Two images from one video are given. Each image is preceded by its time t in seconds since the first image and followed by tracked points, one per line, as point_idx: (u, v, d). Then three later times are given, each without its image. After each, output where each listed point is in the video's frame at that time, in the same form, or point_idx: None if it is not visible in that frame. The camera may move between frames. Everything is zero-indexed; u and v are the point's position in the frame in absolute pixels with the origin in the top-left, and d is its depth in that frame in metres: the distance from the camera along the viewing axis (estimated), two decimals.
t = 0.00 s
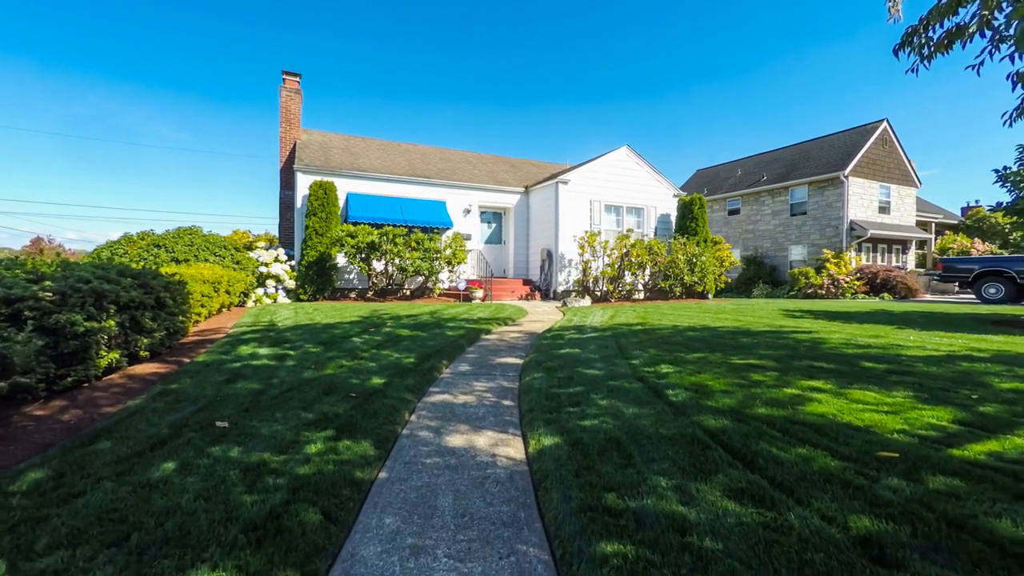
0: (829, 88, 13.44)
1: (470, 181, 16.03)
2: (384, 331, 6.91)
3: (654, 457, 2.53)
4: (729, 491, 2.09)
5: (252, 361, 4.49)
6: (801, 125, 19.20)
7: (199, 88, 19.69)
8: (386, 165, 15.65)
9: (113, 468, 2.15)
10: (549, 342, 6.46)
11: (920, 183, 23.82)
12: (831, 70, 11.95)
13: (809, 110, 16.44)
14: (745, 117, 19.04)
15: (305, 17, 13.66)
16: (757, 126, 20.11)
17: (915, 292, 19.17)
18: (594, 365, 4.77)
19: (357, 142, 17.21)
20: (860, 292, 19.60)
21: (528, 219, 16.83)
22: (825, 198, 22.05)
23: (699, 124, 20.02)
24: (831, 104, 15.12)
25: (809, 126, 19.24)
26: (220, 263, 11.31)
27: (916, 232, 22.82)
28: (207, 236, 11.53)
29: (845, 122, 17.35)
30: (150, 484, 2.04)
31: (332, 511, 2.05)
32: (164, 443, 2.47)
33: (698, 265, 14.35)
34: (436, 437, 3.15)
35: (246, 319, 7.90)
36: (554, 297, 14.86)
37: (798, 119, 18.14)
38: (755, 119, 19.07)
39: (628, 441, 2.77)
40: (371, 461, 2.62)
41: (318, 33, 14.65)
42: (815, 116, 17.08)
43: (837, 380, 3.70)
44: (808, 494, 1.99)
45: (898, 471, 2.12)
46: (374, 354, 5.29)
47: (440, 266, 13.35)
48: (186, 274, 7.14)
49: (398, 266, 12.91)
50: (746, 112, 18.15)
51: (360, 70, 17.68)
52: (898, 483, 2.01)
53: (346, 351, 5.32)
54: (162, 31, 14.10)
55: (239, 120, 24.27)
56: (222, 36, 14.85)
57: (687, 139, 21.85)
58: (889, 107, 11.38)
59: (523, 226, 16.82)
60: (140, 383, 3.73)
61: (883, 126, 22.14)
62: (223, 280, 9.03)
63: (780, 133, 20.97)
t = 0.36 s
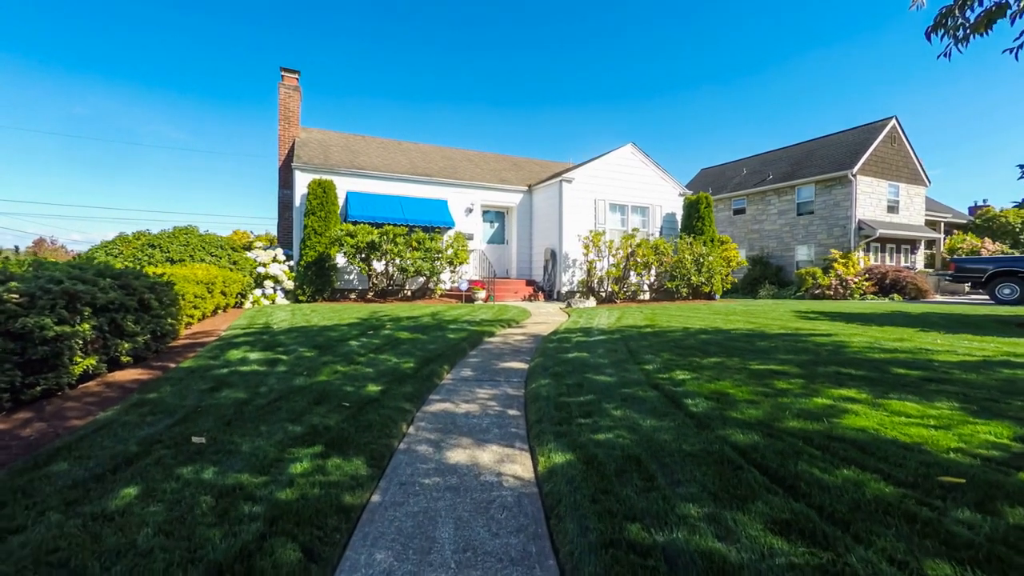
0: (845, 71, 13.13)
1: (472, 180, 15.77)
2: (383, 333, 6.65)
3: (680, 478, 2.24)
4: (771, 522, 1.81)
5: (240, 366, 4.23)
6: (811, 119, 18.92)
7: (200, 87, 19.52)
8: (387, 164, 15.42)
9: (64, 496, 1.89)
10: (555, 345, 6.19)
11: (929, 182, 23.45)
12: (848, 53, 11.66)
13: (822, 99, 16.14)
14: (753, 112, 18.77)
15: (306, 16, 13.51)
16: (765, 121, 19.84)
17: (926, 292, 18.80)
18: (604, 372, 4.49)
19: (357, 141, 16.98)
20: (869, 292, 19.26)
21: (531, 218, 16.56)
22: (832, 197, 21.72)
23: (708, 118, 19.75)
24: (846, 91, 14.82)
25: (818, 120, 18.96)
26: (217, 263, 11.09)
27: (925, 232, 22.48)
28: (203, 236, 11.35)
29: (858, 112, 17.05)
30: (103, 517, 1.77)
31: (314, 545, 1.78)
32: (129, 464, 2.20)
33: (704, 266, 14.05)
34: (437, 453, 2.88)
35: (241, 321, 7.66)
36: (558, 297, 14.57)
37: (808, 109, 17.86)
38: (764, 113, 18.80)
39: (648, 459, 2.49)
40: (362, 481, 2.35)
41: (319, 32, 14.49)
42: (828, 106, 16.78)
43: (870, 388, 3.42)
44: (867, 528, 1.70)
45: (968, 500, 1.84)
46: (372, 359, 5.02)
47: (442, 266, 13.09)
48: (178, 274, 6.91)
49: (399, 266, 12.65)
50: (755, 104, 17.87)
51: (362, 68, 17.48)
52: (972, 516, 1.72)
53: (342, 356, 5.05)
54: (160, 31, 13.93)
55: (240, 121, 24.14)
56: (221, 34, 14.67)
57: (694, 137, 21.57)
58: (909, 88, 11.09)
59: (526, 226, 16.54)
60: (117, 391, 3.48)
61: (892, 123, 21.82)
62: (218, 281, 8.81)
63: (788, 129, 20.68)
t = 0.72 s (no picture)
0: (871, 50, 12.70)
1: (474, 178, 15.54)
2: (383, 336, 6.39)
3: (713, 507, 1.96)
4: (829, 568, 1.53)
5: (230, 373, 3.98)
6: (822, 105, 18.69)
7: (201, 81, 19.35)
8: (389, 162, 15.20)
9: (4, 535, 1.63)
10: (562, 349, 5.92)
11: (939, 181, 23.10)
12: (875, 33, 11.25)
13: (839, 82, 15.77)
14: (760, 96, 18.61)
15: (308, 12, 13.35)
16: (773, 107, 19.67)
17: (937, 292, 18.46)
18: (616, 379, 4.24)
19: (358, 139, 16.77)
20: (878, 293, 18.91)
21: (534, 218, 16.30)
22: (840, 196, 21.40)
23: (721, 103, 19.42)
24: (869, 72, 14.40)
25: (829, 105, 18.71)
26: (214, 264, 10.87)
27: (935, 231, 22.13)
28: (201, 236, 11.16)
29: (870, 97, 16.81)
30: (44, 563, 1.51)
31: None
32: (88, 491, 1.95)
33: (712, 265, 13.75)
34: (438, 472, 2.62)
35: (236, 324, 7.43)
36: (562, 298, 14.30)
37: (820, 93, 17.61)
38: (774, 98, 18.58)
39: (673, 482, 2.22)
40: (354, 508, 2.09)
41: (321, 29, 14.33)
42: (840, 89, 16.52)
43: (910, 399, 3.14)
44: None
45: None
46: (371, 364, 4.77)
47: (444, 266, 12.86)
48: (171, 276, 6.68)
49: (400, 266, 12.40)
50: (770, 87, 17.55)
51: (365, 59, 17.31)
52: None
53: (339, 361, 4.78)
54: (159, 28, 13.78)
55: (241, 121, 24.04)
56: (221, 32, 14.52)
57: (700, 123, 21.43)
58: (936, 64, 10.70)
59: (529, 226, 16.28)
60: (94, 401, 3.24)
61: (901, 121, 21.52)
62: (214, 282, 8.60)
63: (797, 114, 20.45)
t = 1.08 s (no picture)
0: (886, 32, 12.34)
1: (476, 177, 15.29)
2: (382, 340, 6.14)
3: (756, 545, 1.69)
4: None
5: (216, 381, 3.72)
6: (835, 92, 18.38)
7: (201, 80, 19.11)
8: (389, 160, 14.95)
9: None
10: (569, 353, 5.66)
11: (947, 179, 22.79)
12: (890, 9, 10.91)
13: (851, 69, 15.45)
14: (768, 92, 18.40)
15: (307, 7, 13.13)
16: (784, 99, 19.36)
17: (947, 292, 18.14)
18: (628, 386, 3.98)
19: (359, 137, 16.53)
20: (887, 293, 18.59)
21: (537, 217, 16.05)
22: (847, 194, 21.12)
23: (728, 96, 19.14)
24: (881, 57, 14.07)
25: (843, 93, 18.38)
26: (210, 264, 10.65)
27: (944, 230, 21.81)
28: (197, 235, 10.87)
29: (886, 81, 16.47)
30: None
31: None
32: (33, 530, 1.69)
33: (719, 265, 13.47)
34: (438, 496, 2.35)
35: (230, 326, 7.18)
36: (566, 299, 14.05)
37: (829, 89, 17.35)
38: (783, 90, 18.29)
39: (705, 512, 1.94)
40: (342, 544, 1.82)
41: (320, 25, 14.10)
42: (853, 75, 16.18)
43: (958, 411, 2.85)
44: None
45: None
46: (368, 371, 4.51)
47: (445, 266, 12.61)
48: (163, 277, 6.45)
49: (400, 267, 12.17)
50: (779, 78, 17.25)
51: (366, 58, 17.09)
52: None
53: (334, 367, 4.52)
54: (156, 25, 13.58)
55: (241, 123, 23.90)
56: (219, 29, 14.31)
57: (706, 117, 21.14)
58: (956, 44, 10.35)
59: (532, 225, 16.02)
60: (65, 413, 2.98)
61: (909, 118, 21.26)
62: (209, 282, 8.35)
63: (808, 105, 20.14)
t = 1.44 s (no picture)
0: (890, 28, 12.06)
1: (476, 175, 15.06)
2: (378, 342, 5.89)
3: None
4: None
5: (200, 388, 3.47)
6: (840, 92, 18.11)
7: (199, 80, 18.83)
8: (388, 159, 14.71)
9: None
10: (574, 357, 5.42)
11: (952, 177, 22.57)
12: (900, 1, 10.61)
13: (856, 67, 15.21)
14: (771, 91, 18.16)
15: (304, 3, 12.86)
16: (788, 101, 19.08)
17: (954, 292, 17.90)
18: (639, 394, 3.74)
19: (357, 135, 16.29)
20: (893, 293, 18.36)
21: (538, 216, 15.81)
22: (852, 193, 20.89)
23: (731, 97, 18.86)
24: (887, 53, 13.79)
25: (847, 92, 18.16)
26: (204, 264, 10.43)
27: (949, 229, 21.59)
28: (191, 235, 10.64)
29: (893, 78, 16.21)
30: None
31: None
32: None
33: (724, 265, 13.22)
34: (437, 521, 2.11)
35: (222, 328, 6.95)
36: (568, 299, 13.81)
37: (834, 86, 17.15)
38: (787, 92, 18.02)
39: (741, 546, 1.71)
40: None
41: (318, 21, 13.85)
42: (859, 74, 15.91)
43: (1007, 424, 2.61)
44: None
45: None
46: (363, 377, 4.26)
47: (445, 266, 12.40)
48: (152, 277, 6.22)
49: (399, 267, 11.94)
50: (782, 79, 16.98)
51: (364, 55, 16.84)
52: None
53: (326, 373, 4.27)
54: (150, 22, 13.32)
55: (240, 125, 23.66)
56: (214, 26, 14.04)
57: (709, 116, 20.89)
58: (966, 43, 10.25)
59: (533, 224, 15.78)
60: (31, 425, 2.74)
61: (915, 116, 21.02)
62: (202, 282, 8.12)
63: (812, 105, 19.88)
